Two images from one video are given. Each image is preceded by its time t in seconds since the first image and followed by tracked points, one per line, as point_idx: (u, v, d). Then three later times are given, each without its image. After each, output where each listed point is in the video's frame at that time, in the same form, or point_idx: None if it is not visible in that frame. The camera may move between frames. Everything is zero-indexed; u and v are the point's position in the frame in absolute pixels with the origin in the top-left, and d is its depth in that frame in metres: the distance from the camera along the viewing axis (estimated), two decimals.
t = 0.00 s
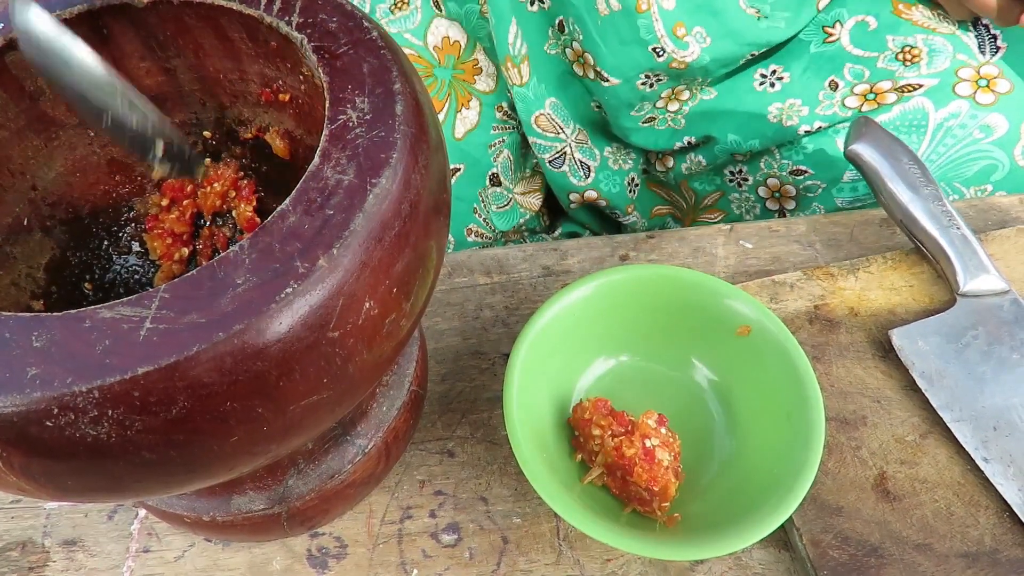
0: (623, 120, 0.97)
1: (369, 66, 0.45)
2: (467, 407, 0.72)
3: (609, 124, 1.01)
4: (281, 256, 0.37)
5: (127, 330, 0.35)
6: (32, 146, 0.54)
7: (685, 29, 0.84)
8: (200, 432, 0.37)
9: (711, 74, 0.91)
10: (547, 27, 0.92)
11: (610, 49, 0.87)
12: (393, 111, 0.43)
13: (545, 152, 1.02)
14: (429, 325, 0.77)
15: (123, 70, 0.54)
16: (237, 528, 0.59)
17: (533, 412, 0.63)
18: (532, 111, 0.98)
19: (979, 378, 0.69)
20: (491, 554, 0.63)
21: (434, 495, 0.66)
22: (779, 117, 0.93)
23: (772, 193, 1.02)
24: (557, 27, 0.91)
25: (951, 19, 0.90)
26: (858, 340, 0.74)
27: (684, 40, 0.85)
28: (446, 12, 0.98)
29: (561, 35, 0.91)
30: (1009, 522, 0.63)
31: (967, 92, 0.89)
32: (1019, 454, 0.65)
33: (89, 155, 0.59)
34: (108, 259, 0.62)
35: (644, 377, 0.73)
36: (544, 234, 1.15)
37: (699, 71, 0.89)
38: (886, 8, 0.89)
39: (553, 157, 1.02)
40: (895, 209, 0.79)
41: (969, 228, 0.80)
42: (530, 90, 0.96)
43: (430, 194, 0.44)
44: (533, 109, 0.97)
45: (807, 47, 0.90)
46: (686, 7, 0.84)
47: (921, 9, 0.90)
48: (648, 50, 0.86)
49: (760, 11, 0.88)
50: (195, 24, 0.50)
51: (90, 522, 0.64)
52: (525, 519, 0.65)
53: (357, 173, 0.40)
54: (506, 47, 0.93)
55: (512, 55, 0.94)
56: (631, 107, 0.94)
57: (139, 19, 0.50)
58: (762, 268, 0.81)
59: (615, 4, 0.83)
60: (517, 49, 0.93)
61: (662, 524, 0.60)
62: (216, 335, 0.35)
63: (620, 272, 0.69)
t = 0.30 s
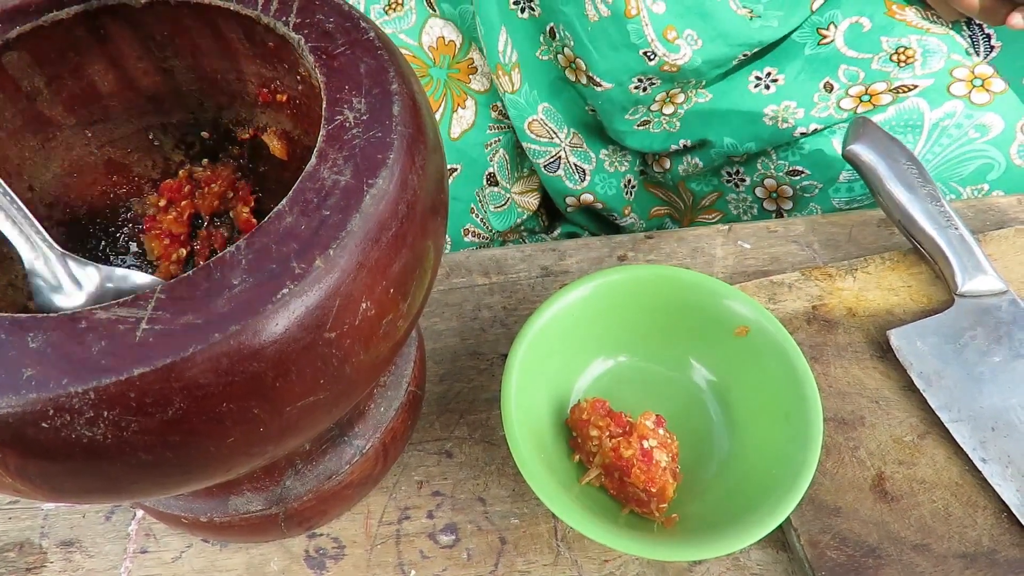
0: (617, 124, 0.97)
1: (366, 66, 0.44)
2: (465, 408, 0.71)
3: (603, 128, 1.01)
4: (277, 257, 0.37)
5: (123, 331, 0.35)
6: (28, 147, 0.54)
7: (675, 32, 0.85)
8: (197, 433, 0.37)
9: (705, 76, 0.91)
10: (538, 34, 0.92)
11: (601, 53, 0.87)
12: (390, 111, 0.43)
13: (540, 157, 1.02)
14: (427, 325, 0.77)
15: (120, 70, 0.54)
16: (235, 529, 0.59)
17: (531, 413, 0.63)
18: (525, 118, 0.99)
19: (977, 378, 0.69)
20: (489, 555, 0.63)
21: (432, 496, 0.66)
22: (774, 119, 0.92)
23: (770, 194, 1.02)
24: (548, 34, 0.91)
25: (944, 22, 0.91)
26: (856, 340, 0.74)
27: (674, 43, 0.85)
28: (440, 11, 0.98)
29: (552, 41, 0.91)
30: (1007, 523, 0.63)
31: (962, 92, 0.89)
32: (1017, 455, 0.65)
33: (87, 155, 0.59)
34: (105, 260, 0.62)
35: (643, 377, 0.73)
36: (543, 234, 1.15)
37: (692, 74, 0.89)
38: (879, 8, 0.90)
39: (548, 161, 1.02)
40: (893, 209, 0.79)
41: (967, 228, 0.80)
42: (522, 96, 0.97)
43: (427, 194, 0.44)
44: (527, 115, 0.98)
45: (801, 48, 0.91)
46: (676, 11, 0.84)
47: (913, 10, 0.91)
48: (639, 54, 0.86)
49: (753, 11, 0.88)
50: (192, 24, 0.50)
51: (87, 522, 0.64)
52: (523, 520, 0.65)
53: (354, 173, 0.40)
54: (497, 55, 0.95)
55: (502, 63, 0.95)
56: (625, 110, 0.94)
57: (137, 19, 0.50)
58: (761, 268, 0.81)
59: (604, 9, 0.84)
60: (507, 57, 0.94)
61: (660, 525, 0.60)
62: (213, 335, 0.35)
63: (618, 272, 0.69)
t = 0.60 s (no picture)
0: (615, 126, 0.96)
1: (362, 66, 0.44)
2: (463, 409, 0.71)
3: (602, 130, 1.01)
4: (272, 257, 0.37)
5: (118, 332, 0.35)
6: (25, 148, 0.54)
7: (673, 36, 0.85)
8: (192, 434, 0.37)
9: (703, 79, 0.91)
10: (535, 37, 0.92)
11: (598, 57, 0.87)
12: (386, 111, 0.43)
13: (538, 159, 1.02)
14: (425, 326, 0.77)
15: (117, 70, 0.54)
16: (232, 530, 0.59)
17: (528, 414, 0.63)
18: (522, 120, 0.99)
19: (975, 378, 0.69)
20: (487, 556, 0.63)
21: (429, 496, 0.66)
22: (771, 122, 0.93)
23: (767, 195, 1.02)
24: (545, 39, 0.91)
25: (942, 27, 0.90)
26: (853, 340, 0.74)
27: (671, 47, 0.85)
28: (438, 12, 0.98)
29: (549, 45, 0.91)
30: (1004, 523, 0.63)
31: (960, 94, 0.90)
32: (1015, 455, 0.65)
33: (84, 156, 0.59)
34: (102, 261, 0.63)
35: (640, 377, 0.73)
36: (541, 235, 1.15)
37: (689, 78, 0.89)
38: (877, 11, 0.89)
39: (546, 163, 1.02)
40: (890, 210, 0.79)
41: (964, 228, 0.80)
42: (519, 100, 0.97)
43: (423, 195, 0.44)
44: (523, 118, 0.98)
45: (798, 50, 0.91)
46: (672, 15, 0.84)
47: (910, 12, 0.90)
48: (636, 58, 0.86)
49: (750, 15, 0.88)
50: (188, 25, 0.50)
51: (84, 524, 0.64)
52: (520, 521, 0.65)
53: (350, 173, 0.40)
54: (494, 59, 0.94)
55: (499, 66, 0.95)
56: (623, 113, 0.94)
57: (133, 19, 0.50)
58: (759, 268, 0.81)
59: (601, 14, 0.83)
60: (503, 60, 0.94)
61: (657, 525, 0.60)
62: (208, 336, 0.35)
63: (615, 273, 0.69)
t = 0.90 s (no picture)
0: (615, 127, 0.97)
1: (362, 65, 0.44)
2: (463, 408, 0.71)
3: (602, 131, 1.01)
4: (272, 256, 0.37)
5: (118, 331, 0.35)
6: (25, 147, 0.54)
7: (672, 37, 0.85)
8: (192, 433, 0.37)
9: (702, 79, 0.91)
10: (534, 39, 0.92)
11: (597, 59, 0.87)
12: (385, 110, 0.43)
13: (538, 160, 1.02)
14: (425, 326, 0.77)
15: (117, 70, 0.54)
16: (232, 529, 0.59)
17: (528, 413, 0.63)
18: (521, 122, 0.99)
19: (974, 378, 0.69)
20: (487, 556, 0.63)
21: (429, 496, 0.66)
22: (771, 123, 0.93)
23: (767, 195, 1.02)
24: (544, 40, 0.91)
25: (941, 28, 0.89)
26: (853, 340, 0.74)
27: (671, 48, 0.85)
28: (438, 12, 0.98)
29: (549, 47, 0.91)
30: (1004, 522, 0.63)
31: (960, 94, 0.90)
32: (1014, 454, 0.65)
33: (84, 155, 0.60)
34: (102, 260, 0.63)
35: (640, 377, 0.73)
36: (541, 234, 1.15)
37: (688, 78, 0.89)
38: (877, 11, 0.88)
39: (547, 165, 1.02)
40: (890, 209, 0.79)
41: (963, 227, 0.80)
42: (518, 102, 0.97)
43: (423, 194, 0.44)
44: (523, 120, 0.98)
45: (798, 51, 0.90)
46: (671, 16, 0.84)
47: (910, 13, 0.90)
48: (635, 60, 0.86)
49: (749, 15, 0.88)
50: (188, 24, 0.50)
51: (84, 523, 0.64)
52: (520, 520, 0.65)
53: (350, 172, 0.40)
54: (493, 61, 0.94)
55: (498, 69, 0.94)
56: (623, 114, 0.95)
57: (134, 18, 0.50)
58: (759, 268, 0.81)
59: (600, 16, 0.83)
60: (502, 62, 0.94)
61: (657, 525, 0.61)
62: (208, 335, 0.35)
63: (615, 273, 0.69)
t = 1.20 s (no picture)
0: (612, 128, 0.97)
1: (358, 65, 0.45)
2: (460, 408, 0.72)
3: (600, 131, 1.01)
4: (267, 256, 0.37)
5: (114, 330, 0.35)
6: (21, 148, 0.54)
7: (669, 38, 0.84)
8: (188, 432, 0.37)
9: (699, 80, 0.91)
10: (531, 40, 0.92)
11: (594, 60, 0.87)
12: (381, 110, 0.43)
13: (535, 161, 1.02)
14: (422, 325, 0.77)
15: (113, 70, 0.54)
16: (229, 529, 0.59)
17: (525, 413, 0.63)
18: (518, 123, 0.99)
19: (970, 377, 0.69)
20: (484, 555, 0.63)
21: (426, 495, 0.66)
22: (768, 122, 0.93)
23: (765, 194, 1.02)
24: (541, 41, 0.91)
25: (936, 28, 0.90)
26: (849, 339, 0.75)
27: (667, 49, 0.85)
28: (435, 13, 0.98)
29: (546, 48, 0.91)
30: (1000, 521, 0.63)
31: (955, 94, 0.90)
32: (1009, 453, 0.65)
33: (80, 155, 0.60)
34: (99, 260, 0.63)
35: (637, 376, 0.73)
36: (539, 234, 1.15)
37: (685, 80, 0.90)
38: (871, 11, 0.89)
39: (543, 165, 1.03)
40: (887, 209, 0.79)
41: (960, 227, 0.80)
42: (514, 102, 0.97)
43: (419, 194, 0.44)
44: (520, 120, 0.98)
45: (794, 51, 0.91)
46: (667, 17, 0.83)
47: (906, 13, 0.90)
48: (632, 61, 0.86)
49: (745, 16, 0.89)
50: (184, 24, 0.50)
51: (81, 523, 0.64)
52: (517, 519, 0.65)
53: (345, 172, 0.40)
54: (488, 63, 0.94)
55: (494, 70, 0.95)
56: (620, 115, 0.95)
57: (129, 19, 0.50)
58: (755, 267, 0.81)
59: (596, 17, 0.83)
60: (499, 64, 0.94)
61: (653, 524, 0.61)
62: (203, 334, 0.35)
63: (612, 273, 0.69)
